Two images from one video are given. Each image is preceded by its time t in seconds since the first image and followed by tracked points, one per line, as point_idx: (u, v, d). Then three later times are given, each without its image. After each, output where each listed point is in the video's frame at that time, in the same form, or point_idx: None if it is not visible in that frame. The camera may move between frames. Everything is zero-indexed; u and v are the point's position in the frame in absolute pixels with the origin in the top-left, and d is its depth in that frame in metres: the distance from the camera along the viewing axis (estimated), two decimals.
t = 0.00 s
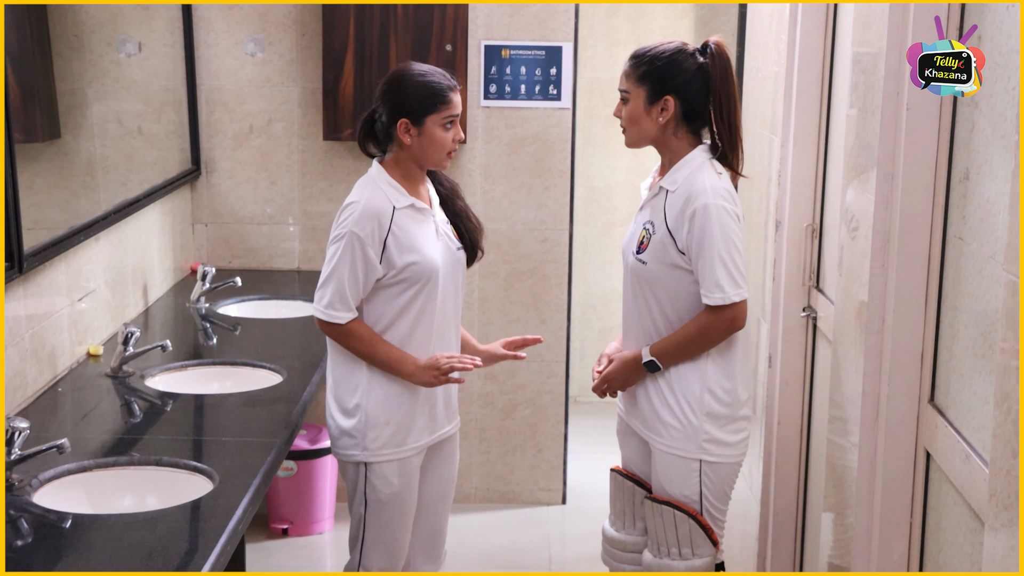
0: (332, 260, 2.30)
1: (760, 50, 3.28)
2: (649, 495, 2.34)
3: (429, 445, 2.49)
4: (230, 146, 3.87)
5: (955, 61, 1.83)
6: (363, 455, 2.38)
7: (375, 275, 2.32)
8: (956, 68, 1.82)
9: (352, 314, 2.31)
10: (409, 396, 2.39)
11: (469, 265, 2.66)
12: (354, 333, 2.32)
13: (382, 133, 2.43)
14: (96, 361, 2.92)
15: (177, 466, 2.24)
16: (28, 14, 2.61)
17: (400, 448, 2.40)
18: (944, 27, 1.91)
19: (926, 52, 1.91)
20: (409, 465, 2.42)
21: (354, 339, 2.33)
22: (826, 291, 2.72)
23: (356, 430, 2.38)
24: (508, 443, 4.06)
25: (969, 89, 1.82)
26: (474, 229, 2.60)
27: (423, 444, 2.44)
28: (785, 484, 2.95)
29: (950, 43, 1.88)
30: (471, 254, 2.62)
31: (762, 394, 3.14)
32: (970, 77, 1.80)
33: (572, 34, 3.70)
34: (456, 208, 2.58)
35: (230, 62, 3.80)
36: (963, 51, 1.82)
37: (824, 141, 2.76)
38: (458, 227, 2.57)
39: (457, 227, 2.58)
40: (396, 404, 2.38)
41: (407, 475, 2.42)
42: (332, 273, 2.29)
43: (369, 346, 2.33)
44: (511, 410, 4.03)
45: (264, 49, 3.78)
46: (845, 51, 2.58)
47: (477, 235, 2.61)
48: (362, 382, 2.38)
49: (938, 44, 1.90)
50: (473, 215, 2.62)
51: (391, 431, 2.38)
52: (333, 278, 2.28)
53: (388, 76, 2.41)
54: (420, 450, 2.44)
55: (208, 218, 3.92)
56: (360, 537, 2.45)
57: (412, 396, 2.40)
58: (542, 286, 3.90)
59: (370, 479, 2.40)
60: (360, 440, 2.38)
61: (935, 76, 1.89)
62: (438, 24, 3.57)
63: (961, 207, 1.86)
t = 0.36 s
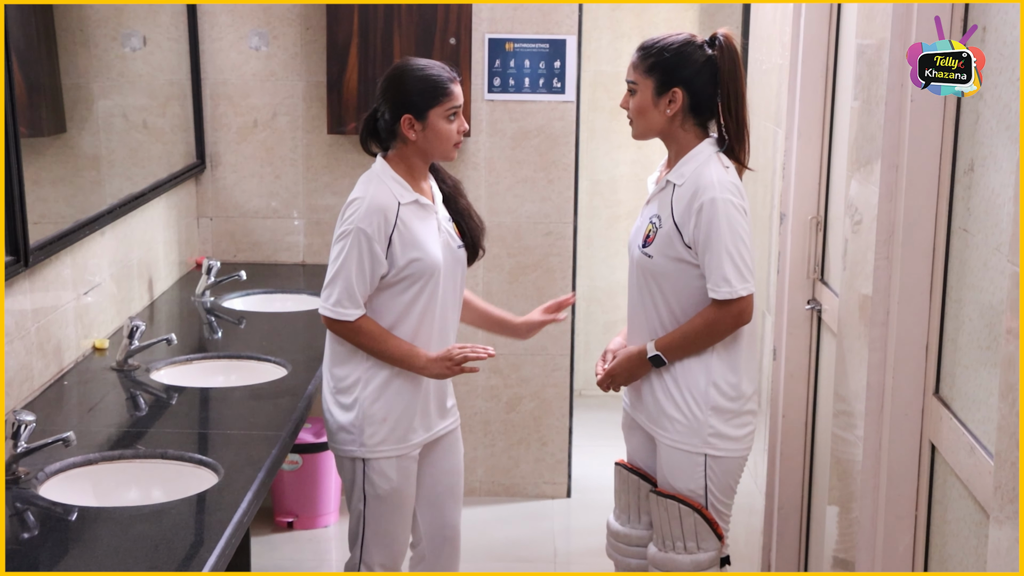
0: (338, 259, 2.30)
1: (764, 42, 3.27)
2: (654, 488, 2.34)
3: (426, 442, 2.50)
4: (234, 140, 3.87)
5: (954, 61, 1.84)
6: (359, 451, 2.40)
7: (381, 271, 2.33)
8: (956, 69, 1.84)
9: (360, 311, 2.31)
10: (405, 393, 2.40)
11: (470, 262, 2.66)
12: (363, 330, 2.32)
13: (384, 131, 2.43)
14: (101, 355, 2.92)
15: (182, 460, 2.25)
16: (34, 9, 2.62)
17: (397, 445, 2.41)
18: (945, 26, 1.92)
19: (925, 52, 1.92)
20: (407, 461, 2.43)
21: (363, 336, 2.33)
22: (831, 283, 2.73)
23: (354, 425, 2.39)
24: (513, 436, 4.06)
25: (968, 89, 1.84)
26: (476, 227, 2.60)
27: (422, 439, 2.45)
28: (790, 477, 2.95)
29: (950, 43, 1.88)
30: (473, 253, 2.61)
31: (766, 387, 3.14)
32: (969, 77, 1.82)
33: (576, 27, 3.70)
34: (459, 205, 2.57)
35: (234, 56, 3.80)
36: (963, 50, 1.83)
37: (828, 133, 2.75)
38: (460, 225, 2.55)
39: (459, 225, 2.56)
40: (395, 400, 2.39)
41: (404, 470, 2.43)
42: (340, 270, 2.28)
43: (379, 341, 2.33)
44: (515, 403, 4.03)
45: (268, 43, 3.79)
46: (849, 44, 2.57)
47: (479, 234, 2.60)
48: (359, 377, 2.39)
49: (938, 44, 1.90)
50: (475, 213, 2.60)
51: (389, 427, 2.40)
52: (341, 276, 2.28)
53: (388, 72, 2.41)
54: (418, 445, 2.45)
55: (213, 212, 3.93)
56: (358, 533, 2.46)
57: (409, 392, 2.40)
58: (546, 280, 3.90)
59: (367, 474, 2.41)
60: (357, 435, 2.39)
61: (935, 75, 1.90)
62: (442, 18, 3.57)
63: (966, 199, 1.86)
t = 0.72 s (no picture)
0: (359, 254, 2.35)
1: (765, 37, 3.26)
2: (653, 485, 2.34)
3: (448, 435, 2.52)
4: (236, 136, 3.87)
5: (955, 60, 1.83)
6: (376, 443, 2.44)
7: (401, 265, 2.37)
8: (957, 68, 1.83)
9: (381, 306, 2.35)
10: (424, 388, 2.43)
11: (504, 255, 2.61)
12: (385, 325, 2.36)
13: (408, 125, 2.45)
14: (102, 351, 2.93)
15: (183, 455, 2.25)
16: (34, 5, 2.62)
17: (414, 439, 2.44)
18: (945, 26, 1.91)
19: (926, 52, 1.92)
20: (422, 455, 2.46)
21: (386, 331, 2.37)
22: (831, 279, 2.73)
23: (373, 417, 2.44)
24: (514, 432, 4.06)
25: (969, 89, 1.83)
26: (507, 219, 2.56)
27: (439, 435, 2.48)
28: (790, 473, 2.94)
29: (950, 42, 1.88)
30: (506, 246, 2.57)
31: (767, 383, 3.14)
32: (970, 77, 1.81)
33: (577, 23, 3.69)
34: (486, 199, 2.55)
35: (236, 52, 3.80)
36: (963, 50, 1.82)
37: (829, 129, 2.75)
38: (487, 218, 2.53)
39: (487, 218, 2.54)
40: (413, 394, 2.43)
41: (419, 465, 2.46)
42: (361, 267, 2.34)
43: (401, 335, 2.37)
44: (517, 399, 4.03)
45: (270, 39, 3.79)
46: (849, 39, 2.57)
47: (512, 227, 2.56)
48: (381, 370, 2.44)
49: (938, 43, 1.90)
50: (507, 206, 2.59)
51: (407, 421, 2.43)
52: (361, 271, 2.33)
53: (411, 68, 2.44)
54: (435, 441, 2.48)
55: (214, 208, 3.93)
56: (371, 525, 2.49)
57: (430, 387, 2.44)
58: (548, 275, 3.90)
59: (382, 467, 2.45)
60: (374, 428, 2.43)
61: (935, 75, 1.89)
62: (444, 14, 3.57)
63: (965, 195, 1.85)
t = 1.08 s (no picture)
0: (389, 255, 2.39)
1: (768, 38, 3.26)
2: (653, 485, 2.34)
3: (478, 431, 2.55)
4: (238, 134, 3.87)
5: (955, 60, 1.84)
6: (407, 438, 2.46)
7: (431, 263, 2.42)
8: (956, 68, 1.84)
9: (414, 305, 2.40)
10: (456, 382, 2.47)
11: (529, 253, 2.63)
12: (419, 322, 2.41)
13: (435, 123, 2.48)
14: (104, 348, 2.93)
15: (184, 453, 2.25)
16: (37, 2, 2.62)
17: (444, 433, 2.47)
18: (946, 26, 1.91)
19: (926, 52, 1.92)
20: (451, 451, 2.48)
21: (420, 329, 2.42)
22: (833, 280, 2.73)
23: (404, 412, 2.46)
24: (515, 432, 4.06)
25: (969, 88, 1.84)
26: (534, 218, 2.57)
27: (468, 431, 2.50)
28: (791, 474, 2.94)
29: (950, 42, 1.88)
30: (531, 244, 2.58)
31: (768, 384, 3.14)
32: (970, 77, 1.82)
33: (580, 22, 3.69)
34: (511, 196, 2.57)
35: (239, 50, 3.80)
36: (963, 50, 1.83)
37: (831, 130, 2.75)
38: (513, 215, 2.56)
39: (513, 215, 2.56)
40: (443, 389, 2.46)
41: (450, 460, 2.49)
42: (393, 268, 2.38)
43: (436, 330, 2.41)
44: (518, 399, 4.03)
45: (273, 37, 3.79)
46: (852, 40, 2.57)
47: (539, 224, 2.58)
48: (412, 365, 2.47)
49: (938, 43, 1.90)
50: (533, 203, 2.61)
51: (438, 415, 2.46)
52: (393, 272, 2.38)
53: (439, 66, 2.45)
54: (465, 436, 2.50)
55: (216, 205, 3.93)
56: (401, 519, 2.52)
57: (461, 382, 2.47)
58: (550, 275, 3.90)
59: (412, 463, 2.47)
60: (405, 423, 2.46)
61: (935, 75, 1.89)
62: (447, 13, 3.57)
63: (967, 196, 1.85)
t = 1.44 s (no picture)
0: (394, 253, 2.39)
1: (764, 34, 3.26)
2: (647, 482, 2.34)
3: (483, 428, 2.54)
4: (233, 132, 3.86)
5: (955, 60, 1.82)
6: (412, 436, 2.46)
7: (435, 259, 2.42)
8: (956, 68, 1.81)
9: (423, 301, 2.40)
10: (457, 378, 2.47)
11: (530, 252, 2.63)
12: (430, 317, 2.41)
13: (436, 124, 2.48)
14: (98, 346, 2.92)
15: (178, 451, 2.24)
16: None
17: (448, 430, 2.46)
18: (946, 26, 1.90)
19: (926, 51, 1.91)
20: (458, 447, 2.48)
21: (431, 324, 2.41)
22: (828, 276, 2.72)
23: (408, 410, 2.46)
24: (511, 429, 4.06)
25: (969, 89, 1.82)
26: (535, 217, 2.57)
27: (473, 427, 2.50)
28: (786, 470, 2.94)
29: (950, 42, 1.86)
30: (533, 243, 2.59)
31: (763, 381, 3.13)
32: (970, 77, 1.79)
33: (576, 19, 3.69)
34: (514, 195, 2.57)
35: (234, 47, 3.79)
36: (963, 50, 1.81)
37: (827, 126, 2.75)
38: (514, 214, 2.56)
39: (514, 214, 2.56)
40: (445, 386, 2.46)
41: (457, 457, 2.48)
42: (397, 266, 2.39)
43: (447, 325, 2.40)
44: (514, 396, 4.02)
45: (268, 34, 3.78)
46: (848, 36, 2.56)
47: (541, 223, 2.58)
48: (413, 362, 2.47)
49: (938, 43, 1.89)
50: (536, 203, 2.61)
51: (442, 411, 2.46)
52: (399, 269, 2.38)
53: (437, 66, 2.45)
54: (470, 433, 2.50)
55: (211, 203, 3.92)
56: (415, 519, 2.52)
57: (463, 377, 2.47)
58: (545, 272, 3.89)
59: (419, 459, 2.47)
60: (409, 420, 2.46)
61: (935, 76, 1.88)
62: (442, 10, 3.56)
63: (963, 192, 1.85)
